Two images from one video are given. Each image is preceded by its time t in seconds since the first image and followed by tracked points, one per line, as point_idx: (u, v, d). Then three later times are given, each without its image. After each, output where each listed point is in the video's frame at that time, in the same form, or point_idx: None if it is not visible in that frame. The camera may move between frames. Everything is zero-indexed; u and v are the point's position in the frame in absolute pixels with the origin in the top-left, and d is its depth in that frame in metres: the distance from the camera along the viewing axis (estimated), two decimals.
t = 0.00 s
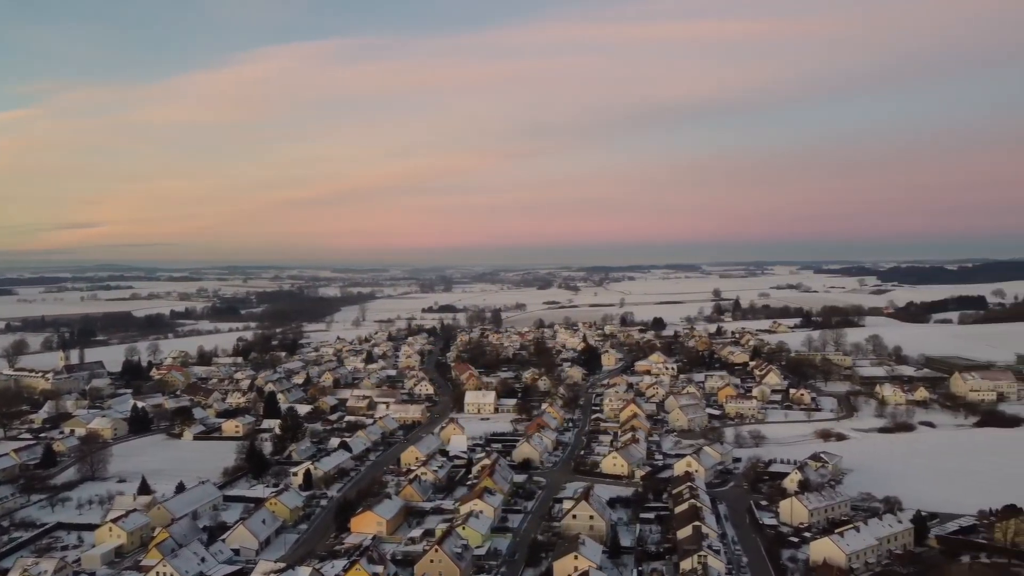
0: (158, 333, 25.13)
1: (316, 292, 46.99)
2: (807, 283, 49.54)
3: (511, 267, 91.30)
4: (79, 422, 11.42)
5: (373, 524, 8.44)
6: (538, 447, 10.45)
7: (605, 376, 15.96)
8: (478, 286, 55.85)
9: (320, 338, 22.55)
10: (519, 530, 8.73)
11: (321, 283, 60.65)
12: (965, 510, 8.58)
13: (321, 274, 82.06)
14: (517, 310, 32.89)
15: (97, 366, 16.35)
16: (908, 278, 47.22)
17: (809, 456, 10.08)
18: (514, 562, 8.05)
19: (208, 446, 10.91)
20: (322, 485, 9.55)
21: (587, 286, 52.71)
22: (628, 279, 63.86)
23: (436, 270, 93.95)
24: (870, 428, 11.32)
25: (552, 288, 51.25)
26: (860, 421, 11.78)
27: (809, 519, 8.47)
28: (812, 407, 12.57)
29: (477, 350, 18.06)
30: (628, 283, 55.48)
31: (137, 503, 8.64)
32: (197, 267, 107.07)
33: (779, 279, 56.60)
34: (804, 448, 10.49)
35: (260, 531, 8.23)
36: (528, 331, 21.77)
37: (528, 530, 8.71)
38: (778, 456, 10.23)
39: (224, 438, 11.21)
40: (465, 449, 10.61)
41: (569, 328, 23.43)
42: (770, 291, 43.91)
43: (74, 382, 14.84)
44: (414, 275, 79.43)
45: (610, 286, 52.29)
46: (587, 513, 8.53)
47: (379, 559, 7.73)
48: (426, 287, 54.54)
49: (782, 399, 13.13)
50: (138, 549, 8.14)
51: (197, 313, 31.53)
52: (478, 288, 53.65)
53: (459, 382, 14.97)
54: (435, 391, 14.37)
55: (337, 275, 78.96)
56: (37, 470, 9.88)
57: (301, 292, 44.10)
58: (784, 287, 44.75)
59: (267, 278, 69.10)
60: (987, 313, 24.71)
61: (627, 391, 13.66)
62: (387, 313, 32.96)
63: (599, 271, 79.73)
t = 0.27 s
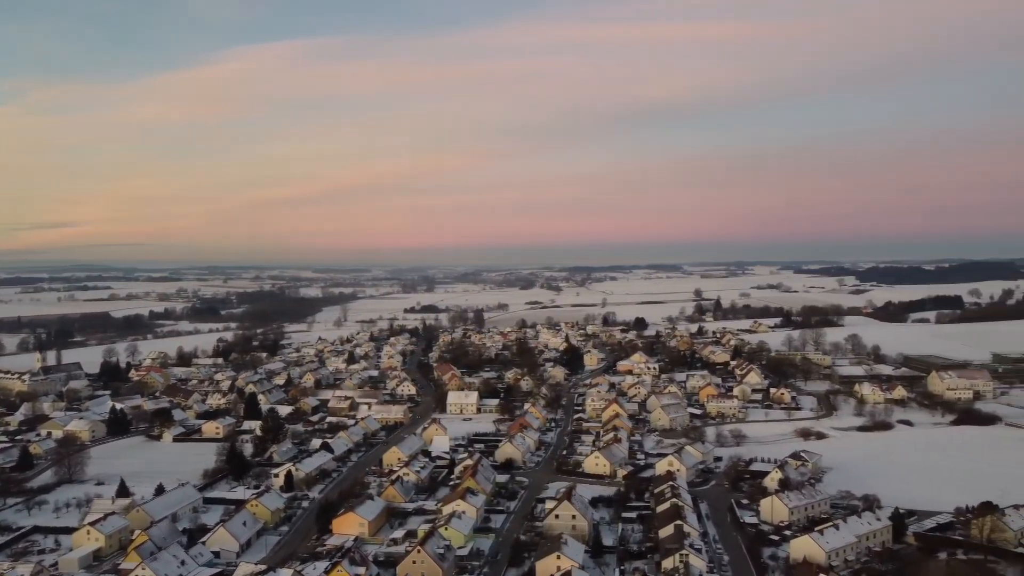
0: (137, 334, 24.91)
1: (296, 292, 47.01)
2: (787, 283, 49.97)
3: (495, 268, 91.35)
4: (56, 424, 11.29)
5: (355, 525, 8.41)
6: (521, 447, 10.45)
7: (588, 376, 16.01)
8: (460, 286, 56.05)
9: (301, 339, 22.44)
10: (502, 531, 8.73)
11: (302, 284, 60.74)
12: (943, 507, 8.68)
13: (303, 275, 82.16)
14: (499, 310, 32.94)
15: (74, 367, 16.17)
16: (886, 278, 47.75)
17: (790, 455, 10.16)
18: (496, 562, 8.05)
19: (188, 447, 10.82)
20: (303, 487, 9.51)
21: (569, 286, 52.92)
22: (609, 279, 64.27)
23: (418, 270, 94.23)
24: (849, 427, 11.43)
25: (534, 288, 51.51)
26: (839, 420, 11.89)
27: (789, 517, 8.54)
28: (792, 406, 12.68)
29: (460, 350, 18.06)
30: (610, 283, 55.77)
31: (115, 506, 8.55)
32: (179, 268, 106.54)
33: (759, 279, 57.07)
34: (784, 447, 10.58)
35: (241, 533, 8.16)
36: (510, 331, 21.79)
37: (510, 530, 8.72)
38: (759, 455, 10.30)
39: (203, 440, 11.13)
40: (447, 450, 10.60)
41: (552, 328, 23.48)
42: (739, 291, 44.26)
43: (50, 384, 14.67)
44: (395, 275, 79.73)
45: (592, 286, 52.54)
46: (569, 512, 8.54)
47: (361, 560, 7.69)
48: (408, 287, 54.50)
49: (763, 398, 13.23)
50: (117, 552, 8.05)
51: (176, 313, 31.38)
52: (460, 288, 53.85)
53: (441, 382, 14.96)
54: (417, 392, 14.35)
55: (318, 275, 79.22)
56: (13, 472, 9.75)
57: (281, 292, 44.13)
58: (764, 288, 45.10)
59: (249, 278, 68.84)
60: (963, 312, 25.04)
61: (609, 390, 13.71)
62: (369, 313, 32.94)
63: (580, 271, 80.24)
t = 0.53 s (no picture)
0: (115, 335, 24.67)
1: (276, 292, 47.07)
2: (760, 283, 50.44)
3: (481, 268, 91.39)
4: (33, 427, 11.15)
5: (336, 527, 8.37)
6: (503, 447, 10.46)
7: (570, 376, 16.06)
8: (442, 286, 56.21)
9: (282, 340, 22.33)
10: (484, 531, 8.72)
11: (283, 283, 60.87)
12: (921, 504, 8.78)
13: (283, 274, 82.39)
14: (482, 311, 32.97)
15: (51, 369, 15.98)
16: (865, 278, 48.26)
17: (770, 454, 10.24)
18: (479, 563, 8.04)
19: (167, 449, 10.74)
20: (285, 488, 9.46)
21: (552, 286, 53.13)
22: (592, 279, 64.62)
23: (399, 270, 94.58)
24: (828, 426, 11.54)
25: (516, 288, 51.73)
26: (819, 419, 11.99)
27: (770, 515, 8.60)
28: (772, 405, 12.78)
29: (442, 351, 18.05)
30: (592, 283, 56.04)
31: (93, 509, 8.46)
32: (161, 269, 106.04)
33: (741, 279, 57.52)
34: (765, 446, 10.66)
35: (221, 535, 8.10)
36: (492, 331, 21.81)
37: (493, 531, 8.72)
38: (739, 454, 10.37)
39: (183, 442, 11.04)
40: (429, 450, 10.59)
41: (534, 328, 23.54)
42: (721, 291, 44.60)
43: (27, 386, 14.49)
44: (377, 275, 80.11)
45: (575, 286, 52.82)
46: (552, 512, 8.56)
47: (343, 562, 7.66)
48: (391, 287, 54.43)
49: (744, 398, 13.32)
50: (95, 556, 7.96)
51: (155, 313, 31.11)
52: (443, 288, 54.08)
53: (423, 383, 14.94)
54: (399, 392, 14.33)
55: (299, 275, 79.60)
56: None
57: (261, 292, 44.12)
58: (745, 288, 45.45)
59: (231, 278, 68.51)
60: (941, 312, 25.38)
61: (591, 390, 13.76)
62: (351, 313, 32.89)
63: (563, 271, 80.78)
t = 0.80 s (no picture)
0: (93, 336, 24.39)
1: (255, 292, 47.09)
2: (742, 283, 50.77)
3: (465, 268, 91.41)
4: (9, 429, 11.01)
5: (318, 528, 8.33)
6: (485, 447, 10.47)
7: (552, 376, 16.10)
8: (423, 286, 56.33)
9: (263, 341, 22.19)
10: (467, 531, 8.72)
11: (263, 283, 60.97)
12: (899, 502, 8.88)
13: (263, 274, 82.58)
14: (464, 311, 32.97)
15: (27, 370, 15.78)
16: (845, 278, 48.73)
17: (750, 452, 10.31)
18: (461, 563, 8.03)
19: (146, 451, 10.64)
20: (265, 490, 9.40)
21: (534, 286, 53.30)
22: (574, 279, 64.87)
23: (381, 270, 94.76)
24: (808, 424, 11.64)
25: (498, 287, 51.89)
26: (799, 418, 12.09)
27: (751, 514, 8.66)
28: (753, 404, 12.87)
29: (424, 351, 18.03)
30: (578, 283, 56.24)
31: (71, 512, 8.37)
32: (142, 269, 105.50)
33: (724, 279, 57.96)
34: (745, 445, 10.74)
35: (201, 538, 8.03)
36: (474, 332, 21.80)
37: (475, 531, 8.71)
38: (720, 453, 10.43)
39: (162, 444, 10.95)
40: (412, 451, 10.57)
41: (516, 328, 23.57)
42: (703, 291, 44.88)
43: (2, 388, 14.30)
44: (358, 275, 80.41)
45: (557, 286, 53.02)
46: (534, 512, 8.56)
47: (324, 563, 7.62)
48: (373, 287, 54.35)
49: (724, 397, 13.41)
50: (72, 559, 7.86)
51: (134, 314, 30.80)
52: (425, 288, 54.22)
53: (405, 383, 14.92)
54: (381, 393, 14.29)
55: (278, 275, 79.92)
56: None
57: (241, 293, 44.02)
58: (726, 288, 45.75)
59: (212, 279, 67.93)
60: (919, 311, 25.77)
61: (573, 390, 13.79)
62: (332, 314, 32.80)
63: (545, 271, 81.21)
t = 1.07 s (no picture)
0: (70, 337, 24.12)
1: (235, 292, 47.11)
2: (724, 283, 51.12)
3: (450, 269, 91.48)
4: None
5: (299, 530, 8.28)
6: (467, 447, 10.46)
7: (534, 376, 16.13)
8: (406, 286, 56.48)
9: (244, 341, 22.04)
10: (449, 532, 8.70)
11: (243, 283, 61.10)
12: (877, 500, 8.97)
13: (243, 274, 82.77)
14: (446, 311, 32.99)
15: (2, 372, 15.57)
16: (825, 278, 49.21)
17: (731, 451, 10.38)
18: (443, 564, 8.01)
19: (124, 454, 10.55)
20: (246, 492, 9.34)
21: (517, 286, 53.50)
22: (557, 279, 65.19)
23: (363, 270, 94.95)
24: (788, 423, 11.74)
25: (480, 288, 52.10)
26: (779, 417, 12.19)
27: (732, 513, 8.71)
28: (734, 404, 12.96)
29: (406, 351, 18.00)
30: (562, 284, 56.46)
31: (48, 516, 8.26)
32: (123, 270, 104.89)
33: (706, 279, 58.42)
34: (726, 444, 10.81)
35: (181, 541, 7.94)
36: (457, 332, 21.79)
37: (458, 532, 8.70)
38: (702, 452, 10.50)
39: (141, 446, 10.86)
40: (394, 451, 10.54)
41: (498, 329, 23.59)
42: (686, 291, 45.18)
43: None
44: (339, 275, 80.70)
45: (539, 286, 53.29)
46: (517, 513, 8.56)
47: (306, 565, 7.56)
48: (355, 287, 54.21)
49: (705, 397, 13.49)
50: (49, 563, 7.76)
51: (112, 315, 30.51)
52: (407, 288, 54.46)
53: (387, 384, 14.89)
54: (363, 394, 14.25)
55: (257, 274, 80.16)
56: None
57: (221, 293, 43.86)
58: (707, 288, 46.04)
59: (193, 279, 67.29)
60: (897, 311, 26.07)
61: (555, 390, 13.82)
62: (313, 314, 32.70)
63: (527, 271, 81.70)
